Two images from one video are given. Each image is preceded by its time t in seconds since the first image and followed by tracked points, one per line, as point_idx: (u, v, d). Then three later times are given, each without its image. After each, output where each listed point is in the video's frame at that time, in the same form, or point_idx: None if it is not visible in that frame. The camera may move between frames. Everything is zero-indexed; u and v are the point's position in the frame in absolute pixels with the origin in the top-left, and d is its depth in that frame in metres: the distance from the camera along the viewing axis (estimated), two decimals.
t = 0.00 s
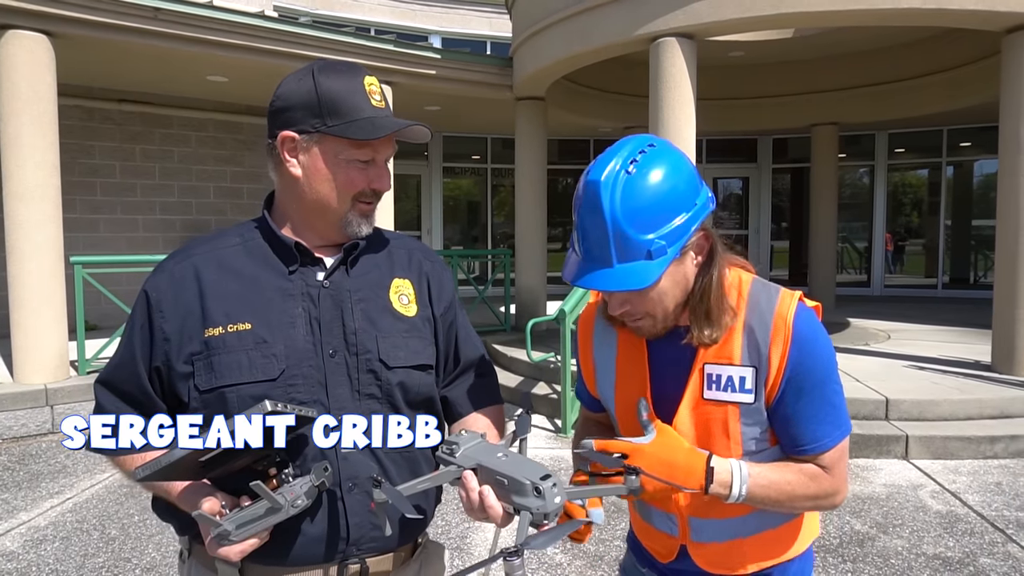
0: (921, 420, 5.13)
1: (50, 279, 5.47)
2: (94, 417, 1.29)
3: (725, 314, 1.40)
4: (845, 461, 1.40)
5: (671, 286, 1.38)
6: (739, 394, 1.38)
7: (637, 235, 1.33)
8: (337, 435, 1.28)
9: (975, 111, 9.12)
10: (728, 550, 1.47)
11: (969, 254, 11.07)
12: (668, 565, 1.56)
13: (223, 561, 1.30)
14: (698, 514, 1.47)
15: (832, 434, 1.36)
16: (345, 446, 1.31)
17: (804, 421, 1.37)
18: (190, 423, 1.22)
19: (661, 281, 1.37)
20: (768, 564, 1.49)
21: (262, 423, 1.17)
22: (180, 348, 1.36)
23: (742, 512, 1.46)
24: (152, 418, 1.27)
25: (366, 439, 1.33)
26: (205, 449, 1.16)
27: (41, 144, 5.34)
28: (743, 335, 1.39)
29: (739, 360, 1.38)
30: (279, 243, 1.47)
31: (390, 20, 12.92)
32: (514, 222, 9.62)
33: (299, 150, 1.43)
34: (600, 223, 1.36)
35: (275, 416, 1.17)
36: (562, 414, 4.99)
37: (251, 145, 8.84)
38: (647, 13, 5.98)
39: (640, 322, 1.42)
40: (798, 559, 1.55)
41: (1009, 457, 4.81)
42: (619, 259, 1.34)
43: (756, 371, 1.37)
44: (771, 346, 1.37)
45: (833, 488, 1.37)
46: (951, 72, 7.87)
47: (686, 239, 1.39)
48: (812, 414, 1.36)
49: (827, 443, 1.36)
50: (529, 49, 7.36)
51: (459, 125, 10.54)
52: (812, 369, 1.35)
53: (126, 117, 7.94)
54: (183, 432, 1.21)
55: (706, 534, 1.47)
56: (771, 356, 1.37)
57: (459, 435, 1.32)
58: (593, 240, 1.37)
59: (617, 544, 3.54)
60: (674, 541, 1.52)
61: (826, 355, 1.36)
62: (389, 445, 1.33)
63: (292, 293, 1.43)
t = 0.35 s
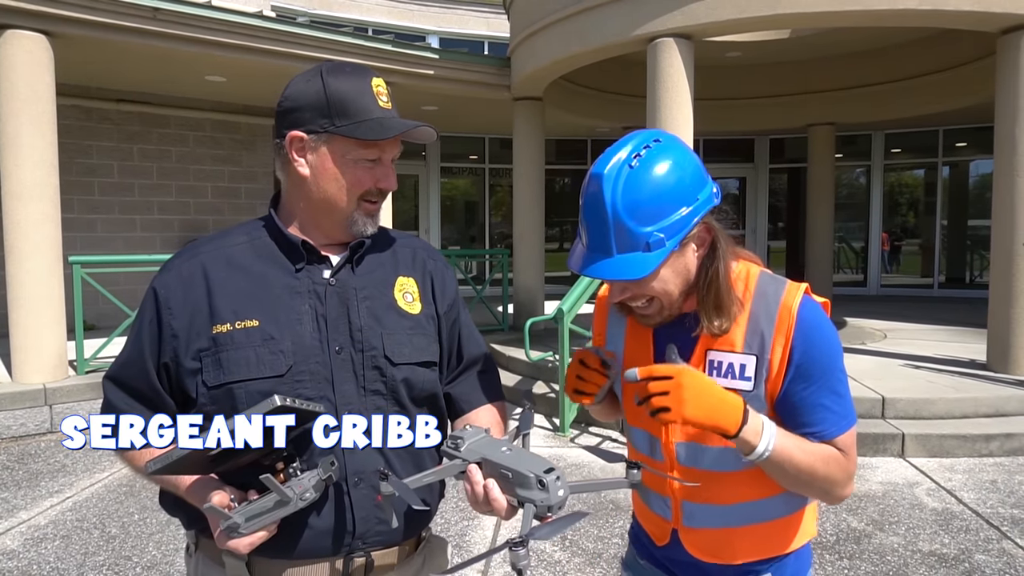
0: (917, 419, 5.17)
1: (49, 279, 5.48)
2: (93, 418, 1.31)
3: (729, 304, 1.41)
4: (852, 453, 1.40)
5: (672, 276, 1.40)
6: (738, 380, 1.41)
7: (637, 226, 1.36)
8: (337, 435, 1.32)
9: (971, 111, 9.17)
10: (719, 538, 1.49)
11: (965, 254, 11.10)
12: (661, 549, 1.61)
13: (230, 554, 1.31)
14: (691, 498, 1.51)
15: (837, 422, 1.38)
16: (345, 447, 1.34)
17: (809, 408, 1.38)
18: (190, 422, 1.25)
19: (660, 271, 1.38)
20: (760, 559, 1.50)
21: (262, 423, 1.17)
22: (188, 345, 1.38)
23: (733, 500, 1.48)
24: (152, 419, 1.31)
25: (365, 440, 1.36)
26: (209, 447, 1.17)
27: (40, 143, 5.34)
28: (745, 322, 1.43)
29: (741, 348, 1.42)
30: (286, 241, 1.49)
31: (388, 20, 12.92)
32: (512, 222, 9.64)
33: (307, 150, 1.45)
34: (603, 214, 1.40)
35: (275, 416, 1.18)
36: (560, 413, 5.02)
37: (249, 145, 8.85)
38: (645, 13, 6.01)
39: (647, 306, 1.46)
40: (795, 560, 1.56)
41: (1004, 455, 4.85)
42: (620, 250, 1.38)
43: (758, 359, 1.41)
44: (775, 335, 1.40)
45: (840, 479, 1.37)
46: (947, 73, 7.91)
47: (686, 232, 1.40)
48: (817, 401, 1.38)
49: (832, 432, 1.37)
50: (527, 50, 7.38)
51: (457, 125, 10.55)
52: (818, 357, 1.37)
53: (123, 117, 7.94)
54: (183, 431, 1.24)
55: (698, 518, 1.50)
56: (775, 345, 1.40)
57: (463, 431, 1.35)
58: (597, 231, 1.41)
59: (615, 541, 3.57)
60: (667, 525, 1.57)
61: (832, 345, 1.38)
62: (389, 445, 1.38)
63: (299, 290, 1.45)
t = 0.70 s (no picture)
0: (913, 416, 5.20)
1: (47, 278, 5.48)
2: (93, 418, 1.34)
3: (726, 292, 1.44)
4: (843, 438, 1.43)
5: (670, 266, 1.42)
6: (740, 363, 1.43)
7: (633, 217, 1.38)
8: (337, 435, 1.32)
9: (968, 111, 9.21)
10: (712, 522, 1.52)
11: (961, 253, 11.14)
12: (656, 534, 1.66)
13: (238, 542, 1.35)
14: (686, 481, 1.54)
15: (831, 405, 1.40)
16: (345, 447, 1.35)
17: (804, 389, 1.41)
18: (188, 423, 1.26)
19: (658, 260, 1.41)
20: (749, 546, 1.52)
21: (262, 423, 1.20)
22: (197, 336, 1.40)
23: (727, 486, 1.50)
24: (153, 419, 1.32)
25: (365, 440, 1.37)
26: (209, 447, 1.21)
27: (38, 141, 5.33)
28: (749, 305, 1.45)
29: (743, 331, 1.44)
30: (294, 234, 1.50)
31: (386, 19, 12.92)
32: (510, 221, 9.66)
33: (317, 147, 1.46)
34: (600, 206, 1.43)
35: (275, 416, 1.21)
36: (558, 410, 5.04)
37: (247, 144, 8.86)
38: (643, 13, 6.03)
39: (649, 297, 1.49)
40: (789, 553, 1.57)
41: (1000, 452, 4.88)
42: (618, 240, 1.40)
43: (760, 342, 1.42)
44: (778, 319, 1.42)
45: (834, 463, 1.40)
46: (943, 72, 7.95)
47: (683, 222, 1.42)
48: (815, 383, 1.40)
49: (827, 415, 1.40)
50: (525, 49, 7.40)
51: (455, 124, 10.56)
52: (816, 342, 1.40)
53: (121, 116, 7.93)
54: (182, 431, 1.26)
55: (692, 501, 1.54)
56: (777, 329, 1.42)
57: (470, 418, 1.44)
58: (595, 225, 1.44)
59: (614, 537, 3.59)
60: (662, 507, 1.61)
61: (832, 329, 1.41)
62: (389, 445, 1.38)
63: (306, 282, 1.47)
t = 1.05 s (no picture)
0: (910, 413, 5.22)
1: (45, 276, 5.46)
2: (94, 418, 1.35)
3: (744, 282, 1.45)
4: (854, 441, 1.43)
5: (684, 254, 1.44)
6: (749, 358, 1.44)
7: (648, 199, 1.41)
8: (337, 435, 1.32)
9: (965, 110, 9.24)
10: (714, 518, 1.54)
11: (957, 253, 11.18)
12: (662, 524, 1.69)
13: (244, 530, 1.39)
14: (690, 473, 1.57)
15: (843, 409, 1.40)
16: (344, 446, 1.33)
17: (817, 390, 1.41)
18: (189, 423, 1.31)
19: (672, 245, 1.42)
20: (752, 545, 1.53)
21: (261, 423, 1.26)
22: (203, 325, 1.43)
23: (730, 482, 1.51)
24: (153, 418, 1.36)
25: (366, 440, 1.36)
26: (209, 446, 1.29)
27: (35, 139, 5.31)
28: (763, 302, 1.46)
29: (755, 327, 1.45)
30: (300, 226, 1.53)
31: (384, 18, 12.92)
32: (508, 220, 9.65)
33: (324, 138, 1.47)
34: (616, 189, 1.45)
35: (275, 416, 1.28)
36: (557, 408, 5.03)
37: (244, 143, 8.86)
38: (641, 11, 6.04)
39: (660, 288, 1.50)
40: (795, 554, 1.56)
41: (997, 448, 4.91)
42: (632, 223, 1.43)
43: (770, 339, 1.44)
44: (791, 316, 1.42)
45: (841, 466, 1.40)
46: (940, 71, 7.97)
47: (697, 208, 1.43)
48: (827, 385, 1.40)
49: (836, 418, 1.40)
50: (523, 47, 7.41)
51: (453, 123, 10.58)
52: (830, 343, 1.40)
53: (119, 114, 7.90)
54: (183, 431, 1.31)
55: (695, 495, 1.56)
56: (788, 326, 1.42)
57: (477, 409, 1.46)
58: (612, 207, 1.46)
59: (614, 533, 3.60)
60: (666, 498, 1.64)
61: (847, 331, 1.40)
62: (388, 445, 1.37)
63: (313, 272, 1.50)
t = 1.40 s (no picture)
0: (908, 411, 5.22)
1: (43, 274, 5.43)
2: (93, 419, 1.35)
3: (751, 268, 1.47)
4: (863, 430, 1.44)
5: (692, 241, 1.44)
6: (759, 348, 1.45)
7: (657, 186, 1.41)
8: (337, 435, 1.31)
9: (962, 109, 9.26)
10: (725, 514, 1.54)
11: (953, 252, 11.20)
12: (667, 523, 1.68)
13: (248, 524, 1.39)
14: (699, 470, 1.57)
15: (852, 397, 1.41)
16: (344, 447, 1.32)
17: (827, 380, 1.42)
18: (189, 424, 1.31)
19: (680, 231, 1.43)
20: (763, 540, 1.53)
21: (261, 423, 1.27)
22: (207, 319, 1.44)
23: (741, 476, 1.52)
24: (153, 419, 1.35)
25: (366, 440, 1.34)
26: (209, 445, 1.29)
27: (32, 137, 5.28)
28: (771, 292, 1.46)
29: (764, 317, 1.46)
30: (304, 219, 1.56)
31: (381, 16, 12.89)
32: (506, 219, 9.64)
33: (329, 130, 1.50)
34: (623, 176, 1.45)
35: (275, 416, 1.29)
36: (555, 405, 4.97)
37: (242, 141, 8.83)
38: (639, 9, 6.03)
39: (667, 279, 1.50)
40: (805, 549, 1.57)
41: (995, 446, 4.92)
42: (641, 211, 1.42)
43: (781, 328, 1.44)
44: (799, 305, 1.43)
45: (852, 455, 1.40)
46: (937, 70, 7.99)
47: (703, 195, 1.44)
48: (836, 374, 1.41)
49: (847, 407, 1.41)
50: (521, 46, 7.40)
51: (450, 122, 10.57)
52: (839, 333, 1.41)
53: (116, 112, 7.88)
54: (183, 431, 1.31)
55: (705, 491, 1.56)
56: (798, 315, 1.43)
57: (480, 403, 1.45)
58: (619, 196, 1.46)
59: (614, 531, 3.60)
60: (674, 496, 1.63)
61: (855, 319, 1.41)
62: (389, 445, 1.37)
63: (317, 266, 1.53)
